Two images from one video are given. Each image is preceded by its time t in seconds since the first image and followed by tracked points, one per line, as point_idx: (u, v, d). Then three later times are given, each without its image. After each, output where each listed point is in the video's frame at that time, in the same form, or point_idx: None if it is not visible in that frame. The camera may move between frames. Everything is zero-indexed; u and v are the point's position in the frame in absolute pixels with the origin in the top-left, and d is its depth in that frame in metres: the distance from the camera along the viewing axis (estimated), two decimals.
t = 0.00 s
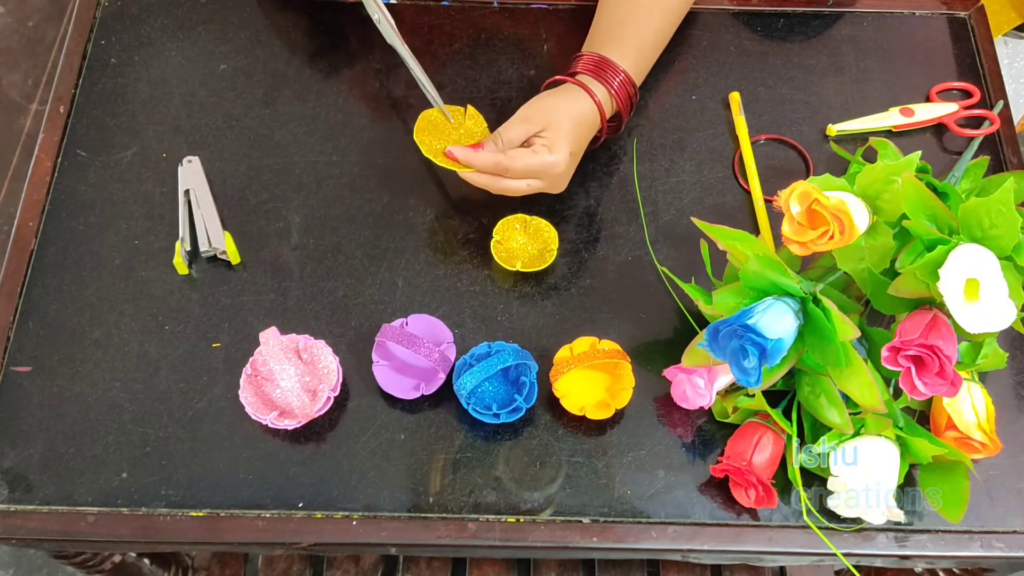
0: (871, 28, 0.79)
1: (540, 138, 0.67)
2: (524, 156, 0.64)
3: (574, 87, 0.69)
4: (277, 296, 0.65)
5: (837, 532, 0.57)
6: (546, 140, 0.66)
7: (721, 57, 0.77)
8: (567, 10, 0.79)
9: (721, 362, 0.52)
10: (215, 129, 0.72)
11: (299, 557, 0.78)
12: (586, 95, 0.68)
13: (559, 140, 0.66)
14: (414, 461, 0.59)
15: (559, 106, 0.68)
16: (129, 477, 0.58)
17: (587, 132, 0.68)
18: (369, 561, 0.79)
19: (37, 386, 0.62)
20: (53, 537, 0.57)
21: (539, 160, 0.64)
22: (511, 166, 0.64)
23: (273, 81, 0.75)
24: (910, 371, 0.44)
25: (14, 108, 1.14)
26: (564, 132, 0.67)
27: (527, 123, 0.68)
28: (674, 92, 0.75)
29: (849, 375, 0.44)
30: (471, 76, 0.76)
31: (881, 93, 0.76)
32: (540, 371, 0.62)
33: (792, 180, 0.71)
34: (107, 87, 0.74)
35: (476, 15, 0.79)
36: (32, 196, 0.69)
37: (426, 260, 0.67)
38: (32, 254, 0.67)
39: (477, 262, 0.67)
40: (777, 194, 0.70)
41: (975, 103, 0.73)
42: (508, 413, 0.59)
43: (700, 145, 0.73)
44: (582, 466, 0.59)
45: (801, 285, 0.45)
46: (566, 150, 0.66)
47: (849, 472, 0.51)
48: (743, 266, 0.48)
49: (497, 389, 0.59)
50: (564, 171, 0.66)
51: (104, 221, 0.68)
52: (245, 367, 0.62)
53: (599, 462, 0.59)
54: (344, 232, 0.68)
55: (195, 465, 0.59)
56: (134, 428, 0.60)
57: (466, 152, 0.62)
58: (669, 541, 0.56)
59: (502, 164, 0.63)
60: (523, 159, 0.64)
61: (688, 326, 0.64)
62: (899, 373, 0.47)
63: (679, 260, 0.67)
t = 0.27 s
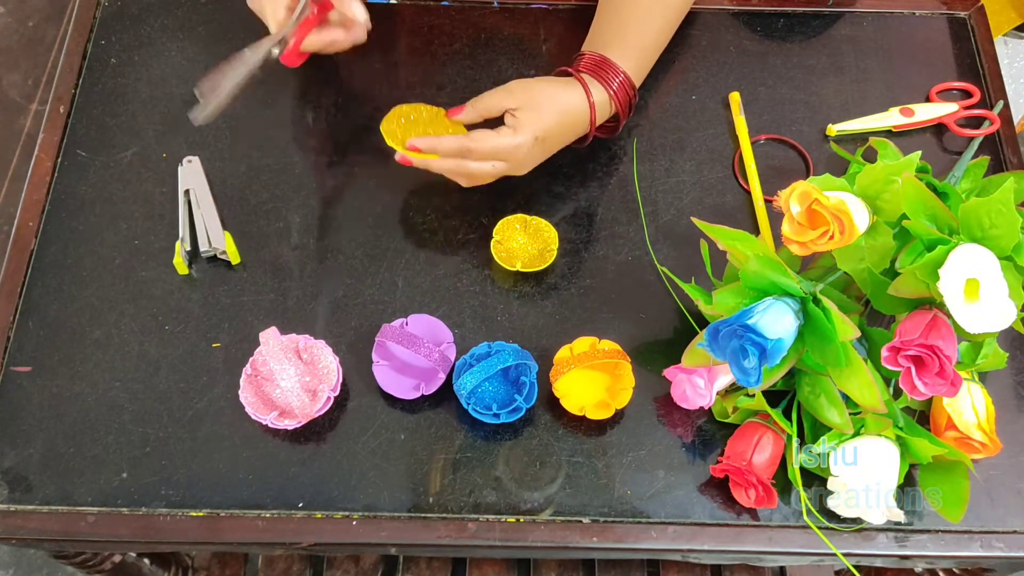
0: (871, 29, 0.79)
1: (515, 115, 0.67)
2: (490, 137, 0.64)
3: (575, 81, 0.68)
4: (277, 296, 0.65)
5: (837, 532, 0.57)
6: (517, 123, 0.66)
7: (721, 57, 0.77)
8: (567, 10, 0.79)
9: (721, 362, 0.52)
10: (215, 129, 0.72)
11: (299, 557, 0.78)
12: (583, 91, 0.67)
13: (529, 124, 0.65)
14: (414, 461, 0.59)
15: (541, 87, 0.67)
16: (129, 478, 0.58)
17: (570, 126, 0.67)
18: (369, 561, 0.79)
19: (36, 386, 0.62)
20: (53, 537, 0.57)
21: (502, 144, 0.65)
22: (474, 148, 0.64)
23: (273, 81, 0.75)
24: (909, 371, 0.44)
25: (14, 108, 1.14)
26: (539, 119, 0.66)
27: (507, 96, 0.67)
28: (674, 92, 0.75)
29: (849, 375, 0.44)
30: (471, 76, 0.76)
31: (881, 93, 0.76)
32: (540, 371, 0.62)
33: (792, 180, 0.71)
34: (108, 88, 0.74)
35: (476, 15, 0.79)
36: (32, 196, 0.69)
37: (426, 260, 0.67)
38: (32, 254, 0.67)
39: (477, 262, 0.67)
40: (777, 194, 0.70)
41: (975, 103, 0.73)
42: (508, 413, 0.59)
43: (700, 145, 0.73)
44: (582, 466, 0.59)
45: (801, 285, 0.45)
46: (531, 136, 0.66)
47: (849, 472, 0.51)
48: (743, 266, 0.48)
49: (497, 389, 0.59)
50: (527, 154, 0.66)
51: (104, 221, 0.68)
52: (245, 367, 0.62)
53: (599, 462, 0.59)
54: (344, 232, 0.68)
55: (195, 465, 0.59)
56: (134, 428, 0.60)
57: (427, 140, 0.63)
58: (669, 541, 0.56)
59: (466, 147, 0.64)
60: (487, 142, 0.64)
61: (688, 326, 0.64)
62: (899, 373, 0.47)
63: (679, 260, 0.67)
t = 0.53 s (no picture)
0: (871, 29, 0.79)
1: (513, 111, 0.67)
2: (488, 130, 0.65)
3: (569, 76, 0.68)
4: (277, 296, 0.65)
5: (837, 532, 0.57)
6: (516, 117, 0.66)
7: (721, 57, 0.77)
8: (567, 10, 0.79)
9: (721, 362, 0.52)
10: (215, 129, 0.72)
11: (299, 557, 0.77)
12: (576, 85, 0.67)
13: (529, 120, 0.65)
14: (414, 461, 0.59)
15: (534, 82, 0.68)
16: (129, 477, 0.58)
17: (567, 120, 0.67)
18: (369, 561, 0.79)
19: (36, 386, 0.62)
20: (53, 537, 0.57)
21: (500, 137, 0.65)
22: (473, 140, 0.64)
23: (273, 81, 0.75)
24: (909, 371, 0.44)
25: (14, 108, 1.14)
26: (539, 114, 0.66)
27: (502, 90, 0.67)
28: (674, 91, 0.75)
29: (849, 375, 0.44)
30: (471, 76, 0.76)
31: (881, 93, 0.76)
32: (540, 371, 0.62)
33: (792, 180, 0.71)
34: (108, 87, 0.74)
35: (476, 14, 0.79)
36: (32, 196, 0.69)
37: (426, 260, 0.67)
38: (32, 254, 0.67)
39: (477, 262, 0.67)
40: (777, 194, 0.70)
41: (975, 103, 0.73)
42: (508, 413, 0.59)
43: (700, 145, 0.73)
44: (582, 466, 0.59)
45: (801, 285, 0.45)
46: (531, 133, 0.66)
47: (849, 472, 0.51)
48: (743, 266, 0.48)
49: (497, 389, 0.59)
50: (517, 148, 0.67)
51: (104, 221, 0.68)
52: (245, 367, 0.62)
53: (599, 462, 0.59)
54: (344, 232, 0.68)
55: (195, 465, 0.59)
56: (134, 428, 0.60)
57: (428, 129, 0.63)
58: (669, 541, 0.56)
59: (468, 141, 0.64)
60: (486, 134, 0.64)
61: (688, 326, 0.64)
62: (899, 373, 0.47)
63: (679, 260, 0.67)
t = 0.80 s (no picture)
0: (871, 29, 0.79)
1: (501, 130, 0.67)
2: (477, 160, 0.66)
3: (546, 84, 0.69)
4: (277, 296, 0.65)
5: (837, 532, 0.57)
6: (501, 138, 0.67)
7: (721, 57, 0.77)
8: (567, 9, 0.79)
9: (721, 362, 0.52)
10: (215, 129, 0.72)
11: (299, 557, 0.77)
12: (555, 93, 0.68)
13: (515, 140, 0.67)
14: (414, 461, 0.59)
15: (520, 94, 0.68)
16: (129, 478, 0.58)
17: (549, 127, 0.69)
18: (369, 561, 0.79)
19: (36, 386, 0.62)
20: (53, 537, 0.57)
21: (489, 164, 0.67)
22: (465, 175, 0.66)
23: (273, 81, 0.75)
24: (909, 371, 0.44)
25: (14, 108, 1.14)
26: (523, 134, 0.67)
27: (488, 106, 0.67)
28: (674, 91, 0.75)
29: (850, 375, 0.44)
30: (471, 76, 0.76)
31: (881, 93, 0.76)
32: (540, 371, 0.62)
33: (792, 180, 0.71)
34: (107, 88, 0.74)
35: (476, 15, 0.79)
36: (32, 196, 0.69)
37: (426, 259, 0.67)
38: (32, 254, 0.67)
39: (477, 262, 0.67)
40: (777, 194, 0.70)
41: (974, 103, 0.73)
42: (508, 413, 0.59)
43: (700, 145, 0.73)
44: (582, 466, 0.59)
45: (801, 285, 0.45)
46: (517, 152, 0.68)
47: (849, 472, 0.51)
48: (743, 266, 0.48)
49: (498, 389, 0.59)
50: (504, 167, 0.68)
51: (104, 221, 0.68)
52: (245, 367, 0.62)
53: (599, 462, 0.59)
54: (344, 232, 0.68)
55: (195, 465, 0.59)
56: (134, 428, 0.60)
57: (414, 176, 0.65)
58: (669, 541, 0.56)
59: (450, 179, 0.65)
60: (475, 164, 0.66)
61: (688, 326, 0.64)
62: (899, 373, 0.47)
63: (679, 260, 0.67)
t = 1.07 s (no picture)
0: (871, 29, 0.79)
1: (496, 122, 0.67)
2: (479, 143, 0.65)
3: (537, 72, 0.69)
4: (277, 296, 0.65)
5: (837, 532, 0.57)
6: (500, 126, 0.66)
7: (721, 57, 0.77)
8: (567, 9, 0.79)
9: (721, 362, 0.52)
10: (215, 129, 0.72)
11: (299, 557, 0.77)
12: (549, 84, 0.68)
13: (517, 126, 0.66)
14: (414, 461, 0.59)
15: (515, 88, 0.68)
16: (129, 477, 0.58)
17: (547, 118, 0.69)
18: (369, 561, 0.79)
19: (36, 386, 0.62)
20: (53, 537, 0.57)
21: (492, 149, 0.65)
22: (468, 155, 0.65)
23: (273, 81, 0.75)
24: (909, 371, 0.44)
25: (14, 107, 1.14)
26: (523, 120, 0.66)
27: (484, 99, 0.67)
28: (674, 92, 0.75)
29: (850, 375, 0.44)
30: (471, 76, 0.76)
31: (881, 93, 0.75)
32: (540, 371, 0.62)
33: (792, 180, 0.71)
34: (107, 88, 0.74)
35: (476, 14, 0.79)
36: (32, 196, 0.69)
37: (426, 260, 0.67)
38: (32, 254, 0.67)
39: (477, 262, 0.67)
40: (777, 194, 0.70)
41: (974, 103, 0.73)
42: (508, 413, 0.59)
43: (700, 145, 0.73)
44: (582, 466, 0.59)
45: (801, 285, 0.45)
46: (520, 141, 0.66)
47: (849, 472, 0.51)
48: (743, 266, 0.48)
49: (497, 389, 0.59)
50: (515, 160, 0.67)
51: (104, 221, 0.68)
52: (245, 367, 0.62)
53: (599, 462, 0.59)
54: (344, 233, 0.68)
55: (195, 465, 0.59)
56: (134, 428, 0.60)
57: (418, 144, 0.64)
58: (669, 541, 0.56)
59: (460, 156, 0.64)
60: (477, 146, 0.65)
61: (688, 326, 0.64)
62: (899, 373, 0.47)
63: (679, 260, 0.67)
